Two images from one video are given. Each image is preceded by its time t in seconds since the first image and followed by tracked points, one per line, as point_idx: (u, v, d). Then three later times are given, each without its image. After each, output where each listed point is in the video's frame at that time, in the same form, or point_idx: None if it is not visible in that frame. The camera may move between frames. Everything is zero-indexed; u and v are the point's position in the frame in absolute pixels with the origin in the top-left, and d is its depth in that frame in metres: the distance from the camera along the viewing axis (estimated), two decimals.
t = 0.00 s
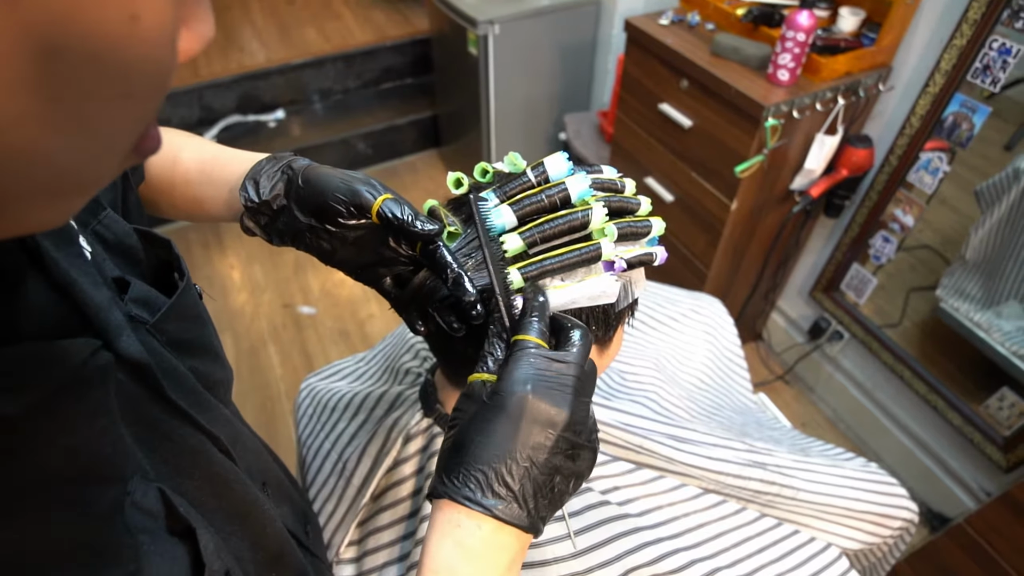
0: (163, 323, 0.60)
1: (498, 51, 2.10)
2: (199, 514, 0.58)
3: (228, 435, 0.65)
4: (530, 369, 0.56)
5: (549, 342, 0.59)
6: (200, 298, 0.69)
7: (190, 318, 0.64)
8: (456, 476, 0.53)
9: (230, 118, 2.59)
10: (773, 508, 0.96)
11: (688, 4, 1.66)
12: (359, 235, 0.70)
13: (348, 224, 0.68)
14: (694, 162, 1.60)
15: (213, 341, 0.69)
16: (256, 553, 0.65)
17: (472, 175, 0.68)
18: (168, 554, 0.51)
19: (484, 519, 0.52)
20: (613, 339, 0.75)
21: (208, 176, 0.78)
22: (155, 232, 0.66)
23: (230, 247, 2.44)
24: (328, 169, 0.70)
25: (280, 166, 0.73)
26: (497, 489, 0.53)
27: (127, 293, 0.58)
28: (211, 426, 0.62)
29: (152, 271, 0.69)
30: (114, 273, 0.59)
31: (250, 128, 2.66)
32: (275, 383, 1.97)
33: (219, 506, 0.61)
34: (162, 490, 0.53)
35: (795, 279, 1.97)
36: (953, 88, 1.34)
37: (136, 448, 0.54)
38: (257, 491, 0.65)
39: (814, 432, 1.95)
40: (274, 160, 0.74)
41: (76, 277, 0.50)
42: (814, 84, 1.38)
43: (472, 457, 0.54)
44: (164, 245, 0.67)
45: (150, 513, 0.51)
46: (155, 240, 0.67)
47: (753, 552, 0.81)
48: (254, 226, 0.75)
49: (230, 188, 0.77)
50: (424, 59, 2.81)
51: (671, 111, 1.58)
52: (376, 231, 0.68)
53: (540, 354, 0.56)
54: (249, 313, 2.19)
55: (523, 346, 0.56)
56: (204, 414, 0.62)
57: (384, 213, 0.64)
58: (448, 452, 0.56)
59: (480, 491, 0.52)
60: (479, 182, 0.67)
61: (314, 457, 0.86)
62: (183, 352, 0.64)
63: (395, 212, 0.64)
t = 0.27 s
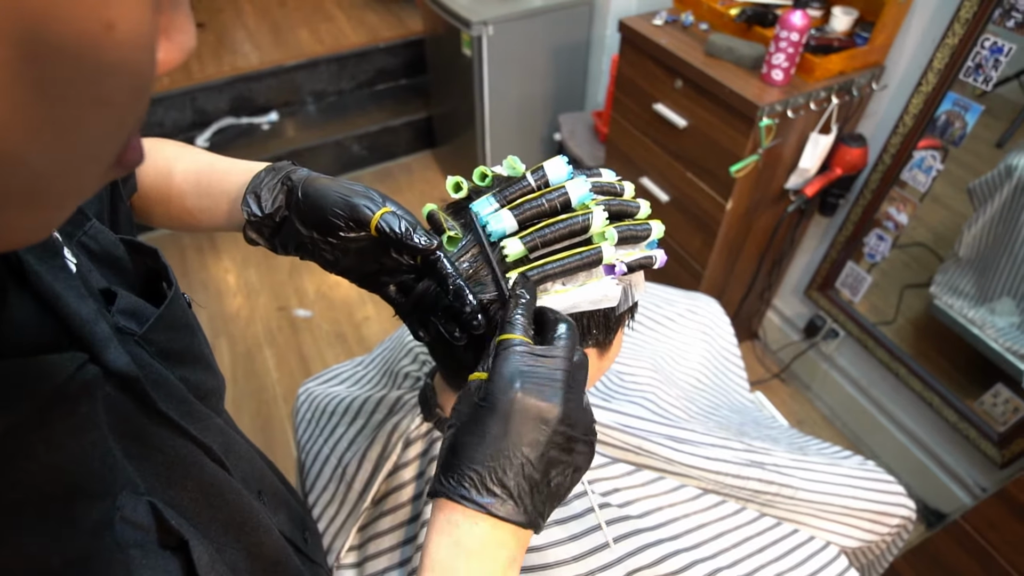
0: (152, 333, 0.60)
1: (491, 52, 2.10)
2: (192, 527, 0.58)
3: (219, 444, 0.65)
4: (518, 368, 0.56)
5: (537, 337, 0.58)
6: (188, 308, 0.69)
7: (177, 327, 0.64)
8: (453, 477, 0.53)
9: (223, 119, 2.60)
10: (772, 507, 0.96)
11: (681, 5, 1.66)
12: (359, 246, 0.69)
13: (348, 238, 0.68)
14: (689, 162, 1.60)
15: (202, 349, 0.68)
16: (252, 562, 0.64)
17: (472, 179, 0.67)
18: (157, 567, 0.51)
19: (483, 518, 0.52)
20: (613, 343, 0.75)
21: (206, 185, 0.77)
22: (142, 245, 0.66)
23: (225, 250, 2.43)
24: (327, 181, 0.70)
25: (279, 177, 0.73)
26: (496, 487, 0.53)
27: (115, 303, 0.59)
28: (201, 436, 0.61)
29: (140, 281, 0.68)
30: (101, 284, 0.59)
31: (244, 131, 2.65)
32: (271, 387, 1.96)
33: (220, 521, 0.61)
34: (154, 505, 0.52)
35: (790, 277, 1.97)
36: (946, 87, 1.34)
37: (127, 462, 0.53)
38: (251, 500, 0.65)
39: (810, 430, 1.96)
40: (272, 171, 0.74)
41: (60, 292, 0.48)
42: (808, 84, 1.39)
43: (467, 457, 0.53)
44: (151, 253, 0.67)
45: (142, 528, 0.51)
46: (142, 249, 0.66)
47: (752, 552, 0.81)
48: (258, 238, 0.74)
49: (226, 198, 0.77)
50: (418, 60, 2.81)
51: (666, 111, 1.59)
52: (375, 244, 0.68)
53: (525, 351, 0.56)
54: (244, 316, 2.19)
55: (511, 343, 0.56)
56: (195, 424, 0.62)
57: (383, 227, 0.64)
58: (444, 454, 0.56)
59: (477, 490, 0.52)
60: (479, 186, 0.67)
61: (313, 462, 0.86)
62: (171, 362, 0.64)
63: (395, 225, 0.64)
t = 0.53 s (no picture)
0: (148, 343, 0.59)
1: (485, 53, 2.09)
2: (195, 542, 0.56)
3: (220, 454, 0.64)
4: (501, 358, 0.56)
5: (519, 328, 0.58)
6: (186, 317, 0.68)
7: (173, 336, 0.63)
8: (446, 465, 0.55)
9: (216, 121, 2.58)
10: (773, 508, 0.96)
11: (675, 4, 1.66)
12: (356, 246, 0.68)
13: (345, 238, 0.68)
14: (685, 162, 1.60)
15: (202, 360, 0.68)
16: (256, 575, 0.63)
17: (469, 185, 0.67)
18: None
19: (477, 500, 0.54)
20: (613, 347, 0.75)
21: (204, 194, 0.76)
22: (144, 256, 0.66)
23: (219, 254, 2.42)
24: (320, 182, 0.69)
25: (273, 180, 0.72)
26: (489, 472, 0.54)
27: (113, 314, 0.58)
28: (201, 447, 0.60)
29: (138, 292, 0.68)
30: (97, 295, 0.59)
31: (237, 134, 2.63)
32: (268, 391, 1.95)
33: (225, 536, 0.60)
34: (156, 520, 0.52)
35: (786, 276, 1.98)
36: (940, 85, 1.35)
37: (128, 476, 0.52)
38: (252, 509, 0.64)
39: (807, 428, 1.96)
40: (266, 174, 0.74)
41: (59, 305, 0.47)
42: (803, 83, 1.39)
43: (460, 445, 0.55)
44: (147, 262, 0.66)
45: (145, 544, 0.50)
46: (137, 257, 0.66)
47: (755, 553, 0.81)
48: (252, 243, 0.74)
49: (222, 204, 0.76)
50: (411, 61, 2.80)
51: (661, 111, 1.59)
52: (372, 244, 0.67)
53: (506, 342, 0.56)
54: (238, 320, 2.17)
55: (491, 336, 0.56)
56: (195, 435, 0.61)
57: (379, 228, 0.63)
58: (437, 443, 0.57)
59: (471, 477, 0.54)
60: (476, 191, 0.67)
61: (313, 469, 0.85)
62: (170, 372, 0.63)
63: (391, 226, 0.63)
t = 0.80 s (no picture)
0: (151, 345, 0.58)
1: (477, 53, 2.09)
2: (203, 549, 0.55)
3: (227, 459, 0.63)
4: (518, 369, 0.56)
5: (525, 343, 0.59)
6: (188, 320, 0.67)
7: (177, 339, 0.62)
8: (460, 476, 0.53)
9: (206, 124, 2.56)
10: (771, 507, 0.96)
11: (667, 4, 1.66)
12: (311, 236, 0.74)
13: (304, 223, 0.72)
14: (678, 161, 1.60)
15: (203, 362, 0.67)
16: None
17: (464, 188, 0.66)
18: None
19: (499, 516, 0.52)
20: (610, 350, 0.74)
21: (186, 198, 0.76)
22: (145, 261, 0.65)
23: (211, 258, 2.40)
24: (277, 172, 0.74)
25: (236, 172, 0.76)
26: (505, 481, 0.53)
27: (119, 315, 0.58)
28: (207, 450, 0.60)
29: (140, 295, 0.67)
30: (103, 298, 0.58)
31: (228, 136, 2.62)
32: (262, 395, 1.94)
33: (230, 544, 0.59)
34: (167, 526, 0.51)
35: (780, 274, 1.98)
36: (931, 83, 1.35)
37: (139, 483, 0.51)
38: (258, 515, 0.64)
39: (803, 425, 1.97)
40: (230, 167, 0.77)
41: (69, 306, 0.46)
42: (795, 82, 1.39)
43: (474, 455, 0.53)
44: (149, 266, 0.65)
45: (155, 550, 0.49)
46: (138, 262, 0.65)
47: (755, 553, 0.81)
48: (219, 237, 0.77)
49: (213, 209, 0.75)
50: (403, 63, 2.79)
51: (654, 111, 1.58)
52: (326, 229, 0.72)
53: (523, 354, 0.56)
54: (232, 324, 2.16)
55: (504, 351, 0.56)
56: (203, 440, 0.60)
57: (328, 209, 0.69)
58: (444, 460, 0.55)
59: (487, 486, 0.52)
60: (470, 194, 0.66)
61: (309, 476, 0.85)
62: (175, 374, 0.62)
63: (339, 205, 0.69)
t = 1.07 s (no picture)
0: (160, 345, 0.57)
1: (470, 53, 2.08)
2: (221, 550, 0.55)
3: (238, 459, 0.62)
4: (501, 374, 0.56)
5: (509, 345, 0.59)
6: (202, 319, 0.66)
7: (194, 339, 0.62)
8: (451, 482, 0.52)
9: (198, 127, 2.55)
10: (769, 505, 0.96)
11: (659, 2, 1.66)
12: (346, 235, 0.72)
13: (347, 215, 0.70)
14: (672, 160, 1.60)
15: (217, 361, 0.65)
16: None
17: (460, 189, 0.66)
18: None
19: (491, 520, 0.51)
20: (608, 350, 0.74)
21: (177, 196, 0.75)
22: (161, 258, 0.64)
23: (204, 261, 2.38)
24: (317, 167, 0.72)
25: (271, 171, 0.74)
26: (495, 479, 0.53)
27: (137, 315, 0.58)
28: (224, 451, 0.59)
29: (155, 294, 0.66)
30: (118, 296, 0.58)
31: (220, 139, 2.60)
32: (257, 399, 1.93)
33: (241, 547, 0.58)
34: (188, 524, 0.51)
35: (774, 272, 1.99)
36: (922, 80, 1.36)
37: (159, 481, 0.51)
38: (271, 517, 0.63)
39: (799, 422, 1.97)
40: (264, 167, 0.75)
41: (93, 301, 0.49)
42: (787, 79, 1.39)
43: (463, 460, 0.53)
44: (163, 265, 0.64)
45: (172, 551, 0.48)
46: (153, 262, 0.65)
47: (754, 550, 0.81)
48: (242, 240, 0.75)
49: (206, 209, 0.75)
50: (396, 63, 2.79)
51: (648, 110, 1.58)
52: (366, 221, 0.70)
53: (506, 355, 0.57)
54: (226, 327, 2.15)
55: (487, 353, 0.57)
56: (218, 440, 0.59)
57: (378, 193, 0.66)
58: (433, 469, 0.55)
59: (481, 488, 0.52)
60: (467, 196, 0.66)
61: (305, 480, 0.84)
62: (190, 376, 0.62)
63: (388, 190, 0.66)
